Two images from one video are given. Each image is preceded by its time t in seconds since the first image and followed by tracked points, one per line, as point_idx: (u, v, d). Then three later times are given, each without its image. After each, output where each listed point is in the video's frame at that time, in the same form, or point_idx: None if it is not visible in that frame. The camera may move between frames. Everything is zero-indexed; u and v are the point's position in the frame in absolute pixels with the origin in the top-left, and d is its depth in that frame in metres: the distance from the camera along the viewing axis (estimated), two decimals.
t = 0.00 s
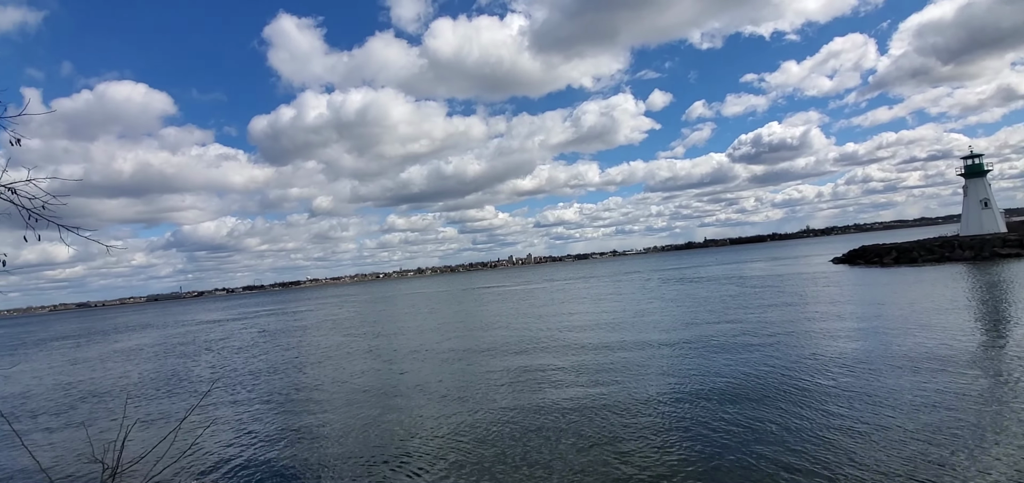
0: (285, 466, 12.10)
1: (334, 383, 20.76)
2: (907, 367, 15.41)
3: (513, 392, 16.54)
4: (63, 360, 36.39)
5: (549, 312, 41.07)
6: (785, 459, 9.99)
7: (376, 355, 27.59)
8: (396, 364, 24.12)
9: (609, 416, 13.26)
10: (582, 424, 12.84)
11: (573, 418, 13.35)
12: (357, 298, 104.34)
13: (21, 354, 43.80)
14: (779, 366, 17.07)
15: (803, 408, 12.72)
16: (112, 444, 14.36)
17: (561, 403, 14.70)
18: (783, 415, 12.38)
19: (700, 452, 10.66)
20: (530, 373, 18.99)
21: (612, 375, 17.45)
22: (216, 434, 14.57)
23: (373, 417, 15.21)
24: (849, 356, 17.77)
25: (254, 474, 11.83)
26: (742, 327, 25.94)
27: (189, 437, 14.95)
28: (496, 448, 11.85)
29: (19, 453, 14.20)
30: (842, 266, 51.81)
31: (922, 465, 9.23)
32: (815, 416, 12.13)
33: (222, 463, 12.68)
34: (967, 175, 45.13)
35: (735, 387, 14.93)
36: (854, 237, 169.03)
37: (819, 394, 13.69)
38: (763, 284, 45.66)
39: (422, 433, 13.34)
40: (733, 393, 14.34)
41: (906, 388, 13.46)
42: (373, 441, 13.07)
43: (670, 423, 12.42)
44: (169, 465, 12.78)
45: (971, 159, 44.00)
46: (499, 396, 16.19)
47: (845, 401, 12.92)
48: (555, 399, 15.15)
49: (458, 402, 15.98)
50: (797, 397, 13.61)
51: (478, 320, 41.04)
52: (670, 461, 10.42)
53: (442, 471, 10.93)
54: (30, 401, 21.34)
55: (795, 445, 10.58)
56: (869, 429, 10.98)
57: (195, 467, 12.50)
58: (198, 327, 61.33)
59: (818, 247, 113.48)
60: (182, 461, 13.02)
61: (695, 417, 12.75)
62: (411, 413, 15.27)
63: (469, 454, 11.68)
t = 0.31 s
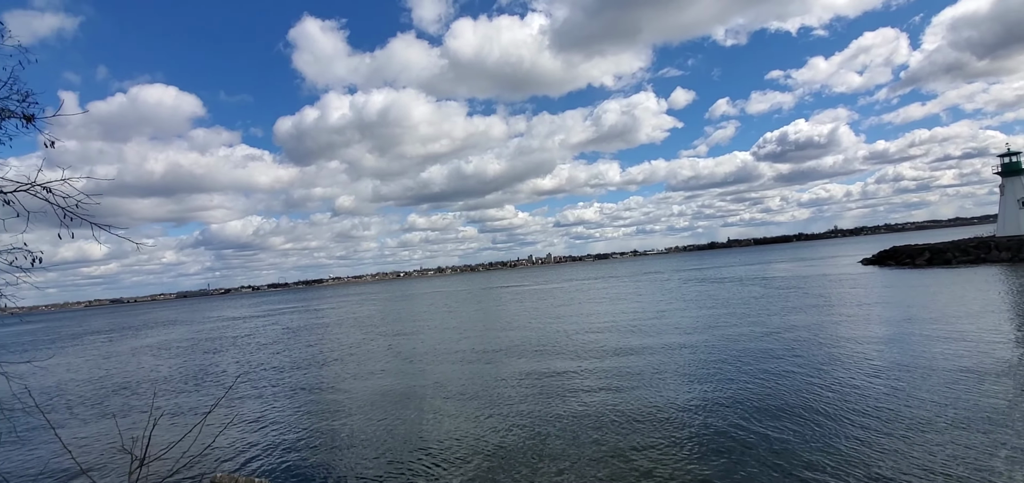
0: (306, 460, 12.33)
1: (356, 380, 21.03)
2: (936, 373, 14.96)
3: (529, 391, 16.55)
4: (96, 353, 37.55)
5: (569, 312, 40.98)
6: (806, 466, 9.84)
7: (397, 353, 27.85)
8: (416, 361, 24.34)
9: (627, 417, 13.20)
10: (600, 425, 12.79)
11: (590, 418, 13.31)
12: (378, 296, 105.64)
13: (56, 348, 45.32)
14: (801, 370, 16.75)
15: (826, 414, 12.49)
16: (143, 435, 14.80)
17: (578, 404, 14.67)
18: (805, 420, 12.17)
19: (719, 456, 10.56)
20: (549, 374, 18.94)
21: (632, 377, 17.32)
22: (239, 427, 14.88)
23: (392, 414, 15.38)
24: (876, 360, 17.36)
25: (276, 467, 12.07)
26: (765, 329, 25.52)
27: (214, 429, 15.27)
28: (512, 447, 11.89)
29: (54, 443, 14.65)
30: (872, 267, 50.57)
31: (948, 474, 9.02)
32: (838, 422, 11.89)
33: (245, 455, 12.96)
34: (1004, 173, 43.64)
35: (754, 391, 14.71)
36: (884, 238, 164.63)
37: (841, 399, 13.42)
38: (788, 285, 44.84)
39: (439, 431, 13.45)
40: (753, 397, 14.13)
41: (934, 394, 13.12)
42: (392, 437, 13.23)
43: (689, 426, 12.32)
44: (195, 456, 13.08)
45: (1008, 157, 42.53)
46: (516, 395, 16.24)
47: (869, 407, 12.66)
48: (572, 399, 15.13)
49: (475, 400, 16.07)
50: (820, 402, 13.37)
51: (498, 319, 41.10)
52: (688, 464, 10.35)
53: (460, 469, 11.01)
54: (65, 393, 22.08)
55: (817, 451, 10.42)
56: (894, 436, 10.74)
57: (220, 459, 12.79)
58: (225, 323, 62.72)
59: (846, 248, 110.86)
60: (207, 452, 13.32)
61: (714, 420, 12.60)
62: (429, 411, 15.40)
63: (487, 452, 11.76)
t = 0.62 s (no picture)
0: (315, 454, 12.44)
1: (364, 375, 21.22)
2: (948, 375, 14.85)
3: (537, 389, 16.59)
4: (110, 347, 38.08)
5: (577, 310, 40.97)
6: (816, 468, 9.78)
7: (405, 349, 28.07)
8: (424, 358, 24.53)
9: (633, 416, 13.22)
10: (607, 424, 12.78)
11: (596, 416, 13.33)
12: (387, 292, 106.20)
13: (71, 342, 46.01)
14: (811, 370, 16.67)
15: (836, 415, 12.41)
16: (157, 428, 15.07)
17: (585, 402, 14.71)
18: (812, 421, 12.13)
19: (727, 456, 10.53)
20: (557, 371, 19.06)
21: (640, 375, 17.38)
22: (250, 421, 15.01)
23: (400, 410, 15.46)
24: (889, 361, 17.30)
25: (286, 461, 12.19)
26: (777, 328, 25.42)
27: (226, 423, 15.42)
28: (520, 445, 11.92)
29: (70, 435, 14.87)
30: (885, 266, 50.09)
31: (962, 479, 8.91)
32: (849, 423, 11.82)
33: (255, 449, 13.09)
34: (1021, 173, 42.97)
35: (763, 391, 14.65)
36: (897, 237, 162.80)
37: (851, 400, 13.35)
38: (799, 285, 44.54)
39: (446, 428, 13.51)
40: (762, 397, 14.06)
41: (945, 396, 13.01)
42: (400, 434, 13.30)
43: (697, 426, 12.28)
44: (207, 449, 13.23)
45: None
46: (523, 392, 16.28)
47: (879, 408, 12.57)
48: (580, 397, 15.13)
49: (482, 397, 16.12)
50: (830, 403, 13.29)
51: (506, 317, 41.17)
52: (696, 464, 10.31)
53: (467, 466, 11.05)
54: (80, 386, 22.46)
55: (826, 453, 10.35)
56: (905, 438, 10.66)
57: (232, 452, 12.95)
58: (236, 318, 63.38)
59: (858, 247, 109.94)
60: (218, 446, 13.47)
61: (722, 420, 12.56)
62: (436, 407, 15.48)
63: (494, 450, 11.79)
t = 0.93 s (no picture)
0: (314, 454, 12.38)
1: (364, 374, 21.24)
2: (946, 375, 14.89)
3: (536, 388, 16.56)
4: (109, 345, 38.04)
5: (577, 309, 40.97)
6: (813, 467, 9.81)
7: (405, 348, 28.07)
8: (424, 356, 24.56)
9: (631, 416, 13.25)
10: (607, 424, 12.74)
11: (595, 416, 13.38)
12: (387, 291, 106.13)
13: (71, 339, 45.93)
14: (811, 370, 16.67)
15: (834, 415, 12.45)
16: (157, 426, 15.10)
17: (584, 401, 14.74)
18: (811, 420, 12.19)
19: (727, 458, 10.46)
20: (556, 370, 19.08)
21: (639, 375, 17.41)
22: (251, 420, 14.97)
23: (398, 410, 15.39)
24: (888, 361, 17.38)
25: (284, 461, 12.11)
26: (776, 328, 25.48)
27: (227, 422, 15.38)
28: (517, 446, 11.84)
29: (72, 433, 14.83)
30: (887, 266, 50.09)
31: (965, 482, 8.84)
32: (848, 424, 11.77)
33: (255, 449, 13.05)
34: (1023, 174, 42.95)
35: (763, 392, 14.61)
36: (895, 238, 163.05)
37: (849, 400, 13.42)
38: (800, 284, 44.55)
39: (445, 428, 13.44)
40: (762, 398, 14.01)
41: (945, 397, 13.02)
42: (398, 434, 13.22)
43: (696, 427, 12.22)
44: (207, 449, 13.14)
45: None
46: (523, 392, 16.20)
47: (879, 409, 12.54)
48: (579, 397, 15.08)
49: (481, 397, 16.07)
50: (830, 405, 13.23)
51: (506, 316, 41.21)
52: (698, 466, 10.24)
53: (465, 467, 10.95)
54: (81, 383, 22.47)
55: (828, 455, 10.28)
56: (906, 439, 10.63)
57: (231, 451, 12.96)
58: (236, 316, 63.37)
59: (859, 248, 110.00)
60: (217, 446, 13.39)
61: (721, 421, 12.53)
62: (436, 407, 15.42)
63: (492, 450, 11.73)
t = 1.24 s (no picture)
0: (317, 456, 12.41)
1: (366, 375, 21.35)
2: (946, 375, 14.98)
3: (538, 389, 16.63)
4: (109, 347, 38.04)
5: (577, 311, 41.03)
6: (809, 466, 9.97)
7: (405, 349, 28.16)
8: (424, 358, 24.66)
9: (631, 416, 13.36)
10: (608, 425, 12.78)
11: (596, 416, 13.49)
12: (387, 293, 106.24)
13: (70, 341, 45.89)
14: (811, 370, 16.77)
15: (830, 414, 12.59)
16: (159, 427, 15.18)
17: (584, 401, 14.87)
18: (806, 419, 12.40)
19: (730, 459, 10.52)
20: (557, 371, 19.19)
21: (638, 375, 17.49)
22: (255, 421, 15.00)
23: (401, 411, 15.45)
24: (886, 361, 17.51)
25: (286, 462, 12.17)
26: (775, 329, 25.63)
27: (231, 423, 15.42)
28: (519, 447, 11.88)
29: (77, 435, 14.84)
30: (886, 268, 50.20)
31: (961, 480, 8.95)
32: (848, 424, 11.84)
33: (259, 451, 13.09)
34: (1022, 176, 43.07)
35: (764, 392, 14.70)
36: (896, 238, 163.55)
37: (847, 399, 13.58)
38: (799, 285, 44.67)
39: (447, 429, 13.48)
40: (762, 398, 14.13)
41: (941, 396, 13.17)
42: (400, 434, 13.34)
43: (697, 428, 12.29)
44: (211, 451, 13.20)
45: None
46: (524, 394, 16.24)
47: (880, 409, 12.62)
48: (581, 398, 15.14)
49: (483, 398, 16.13)
50: (828, 404, 13.35)
51: (506, 317, 41.28)
52: (700, 466, 10.30)
53: (468, 468, 11.01)
54: (81, 386, 22.49)
55: (826, 453, 10.43)
56: (908, 439, 10.70)
57: (234, 452, 13.02)
58: (236, 318, 63.27)
59: (858, 249, 110.27)
60: (223, 447, 13.44)
61: (723, 422, 12.60)
62: (438, 408, 15.46)
63: (494, 451, 11.77)
